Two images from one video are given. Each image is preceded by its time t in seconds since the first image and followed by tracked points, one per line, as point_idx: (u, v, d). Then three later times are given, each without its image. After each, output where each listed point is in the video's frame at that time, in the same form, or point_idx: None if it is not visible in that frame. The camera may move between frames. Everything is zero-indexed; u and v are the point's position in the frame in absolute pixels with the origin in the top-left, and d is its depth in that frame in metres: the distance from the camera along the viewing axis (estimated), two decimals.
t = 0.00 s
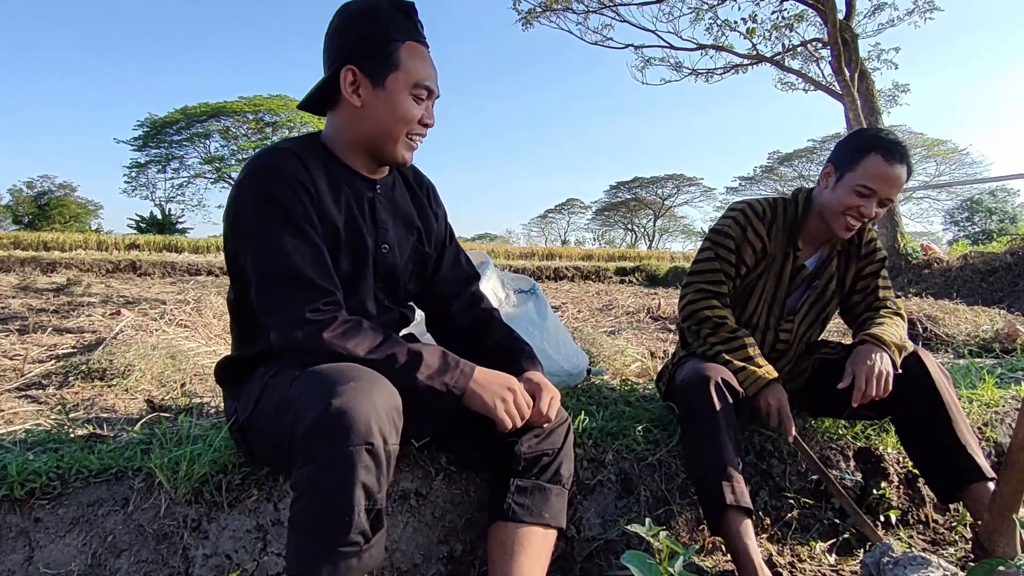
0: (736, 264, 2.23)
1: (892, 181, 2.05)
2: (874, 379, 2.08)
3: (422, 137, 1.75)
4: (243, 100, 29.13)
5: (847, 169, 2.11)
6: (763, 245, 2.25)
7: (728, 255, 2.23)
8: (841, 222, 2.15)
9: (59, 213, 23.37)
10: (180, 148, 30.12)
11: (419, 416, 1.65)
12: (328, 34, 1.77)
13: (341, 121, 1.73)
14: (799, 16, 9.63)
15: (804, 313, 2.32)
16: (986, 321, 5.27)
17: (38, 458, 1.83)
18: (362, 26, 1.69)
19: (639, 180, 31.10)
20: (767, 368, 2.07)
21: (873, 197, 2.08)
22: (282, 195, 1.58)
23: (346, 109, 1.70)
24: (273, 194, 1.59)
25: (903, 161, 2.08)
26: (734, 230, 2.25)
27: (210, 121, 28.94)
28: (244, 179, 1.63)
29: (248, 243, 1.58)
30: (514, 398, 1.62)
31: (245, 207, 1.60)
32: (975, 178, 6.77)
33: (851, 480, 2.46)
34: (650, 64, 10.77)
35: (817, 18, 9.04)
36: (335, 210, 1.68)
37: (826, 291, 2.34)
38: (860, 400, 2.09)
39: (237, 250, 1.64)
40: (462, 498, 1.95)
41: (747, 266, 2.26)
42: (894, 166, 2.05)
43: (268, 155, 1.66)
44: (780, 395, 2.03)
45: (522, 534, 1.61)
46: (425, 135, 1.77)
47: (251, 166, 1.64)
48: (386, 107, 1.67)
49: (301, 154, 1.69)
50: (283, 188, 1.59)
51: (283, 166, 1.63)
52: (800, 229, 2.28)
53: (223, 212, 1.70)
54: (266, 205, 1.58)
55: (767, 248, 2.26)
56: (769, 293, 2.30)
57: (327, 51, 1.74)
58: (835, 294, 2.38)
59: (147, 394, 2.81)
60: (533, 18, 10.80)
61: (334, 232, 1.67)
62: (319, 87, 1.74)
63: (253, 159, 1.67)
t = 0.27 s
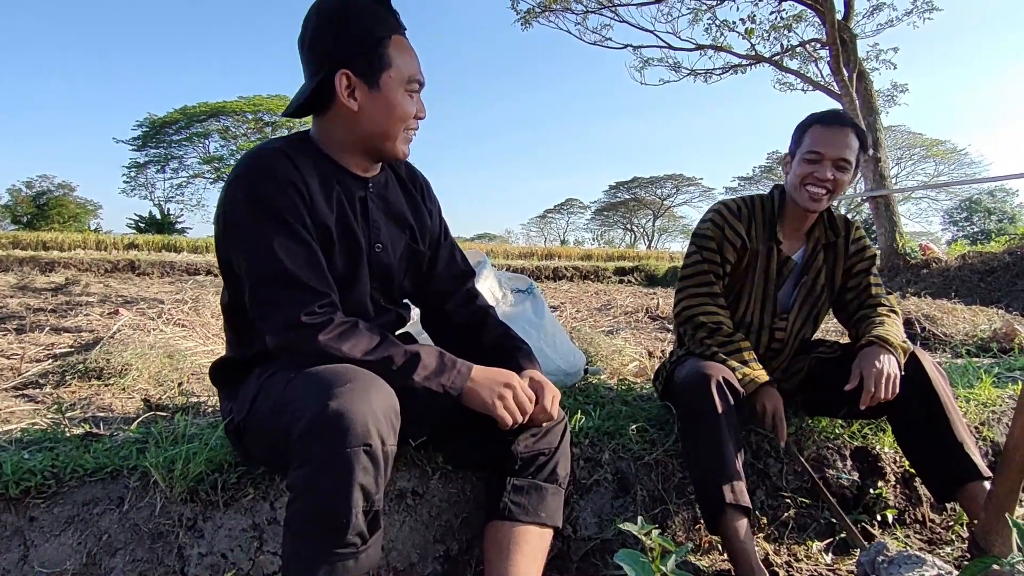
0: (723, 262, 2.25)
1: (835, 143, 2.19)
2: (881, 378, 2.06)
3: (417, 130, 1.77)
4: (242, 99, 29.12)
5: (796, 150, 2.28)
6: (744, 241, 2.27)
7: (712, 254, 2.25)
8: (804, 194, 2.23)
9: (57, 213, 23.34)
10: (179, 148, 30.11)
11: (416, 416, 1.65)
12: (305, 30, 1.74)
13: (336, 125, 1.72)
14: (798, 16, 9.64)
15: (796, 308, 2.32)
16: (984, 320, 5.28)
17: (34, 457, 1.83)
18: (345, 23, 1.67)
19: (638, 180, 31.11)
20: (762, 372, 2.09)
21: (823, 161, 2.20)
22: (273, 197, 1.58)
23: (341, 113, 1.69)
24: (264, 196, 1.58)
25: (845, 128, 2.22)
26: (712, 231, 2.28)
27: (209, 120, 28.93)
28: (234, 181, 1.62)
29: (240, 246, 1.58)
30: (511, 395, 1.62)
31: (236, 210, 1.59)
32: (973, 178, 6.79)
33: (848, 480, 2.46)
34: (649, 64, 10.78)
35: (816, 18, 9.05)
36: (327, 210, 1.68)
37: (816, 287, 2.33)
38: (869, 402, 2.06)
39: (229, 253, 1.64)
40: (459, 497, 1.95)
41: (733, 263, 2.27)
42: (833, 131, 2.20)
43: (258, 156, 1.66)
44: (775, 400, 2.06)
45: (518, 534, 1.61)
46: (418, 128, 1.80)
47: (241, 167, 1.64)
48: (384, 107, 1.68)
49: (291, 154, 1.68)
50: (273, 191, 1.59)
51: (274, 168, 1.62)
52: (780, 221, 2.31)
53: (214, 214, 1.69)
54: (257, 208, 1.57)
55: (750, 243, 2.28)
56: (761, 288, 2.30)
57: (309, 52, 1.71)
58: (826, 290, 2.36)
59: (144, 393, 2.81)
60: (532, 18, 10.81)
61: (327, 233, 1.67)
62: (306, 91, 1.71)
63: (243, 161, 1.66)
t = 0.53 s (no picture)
0: (705, 260, 2.29)
1: (777, 128, 2.29)
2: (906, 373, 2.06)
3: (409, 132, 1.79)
4: (238, 100, 29.07)
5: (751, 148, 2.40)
6: (723, 239, 2.32)
7: (694, 254, 2.30)
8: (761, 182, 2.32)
9: (52, 214, 23.26)
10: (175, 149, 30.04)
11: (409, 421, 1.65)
12: (291, 33, 1.73)
13: (328, 131, 1.71)
14: (793, 17, 9.66)
15: (783, 303, 2.34)
16: (979, 321, 5.29)
17: (26, 463, 1.83)
18: (333, 26, 1.66)
19: (635, 180, 31.14)
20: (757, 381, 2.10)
21: (769, 147, 2.30)
22: (263, 202, 1.58)
23: (335, 120, 1.69)
24: (254, 201, 1.58)
25: (790, 115, 2.32)
26: (689, 233, 2.35)
27: (205, 121, 28.86)
28: (224, 186, 1.62)
29: (231, 251, 1.57)
30: (508, 391, 1.61)
31: (226, 215, 1.59)
32: (968, 178, 6.81)
33: (842, 483, 2.46)
34: (645, 64, 10.80)
35: (811, 19, 9.07)
36: (319, 214, 1.68)
37: (800, 280, 2.35)
38: (894, 398, 2.04)
39: (220, 257, 1.64)
40: (453, 501, 1.95)
41: (716, 261, 2.31)
42: (777, 121, 2.32)
43: (248, 160, 1.65)
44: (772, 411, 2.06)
45: (512, 538, 1.61)
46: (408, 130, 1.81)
47: (231, 173, 1.63)
48: (378, 113, 1.68)
49: (282, 158, 1.68)
50: (263, 195, 1.59)
51: (264, 172, 1.62)
52: (754, 217, 2.36)
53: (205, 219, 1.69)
54: (248, 213, 1.57)
55: (728, 239, 2.33)
56: (746, 283, 2.32)
57: (297, 57, 1.70)
58: (811, 283, 2.37)
59: (138, 397, 2.80)
60: (528, 18, 10.81)
61: (318, 237, 1.66)
62: (296, 98, 1.69)
63: (233, 166, 1.66)
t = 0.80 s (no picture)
0: (695, 265, 2.31)
1: (756, 130, 2.30)
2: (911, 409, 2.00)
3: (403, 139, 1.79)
4: (233, 103, 29.02)
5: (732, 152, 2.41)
6: (710, 243, 2.33)
7: (683, 260, 2.32)
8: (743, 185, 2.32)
9: (46, 218, 23.16)
10: (170, 152, 29.97)
11: (403, 430, 1.64)
12: (283, 40, 1.72)
13: (322, 138, 1.70)
14: (788, 20, 9.69)
15: (772, 305, 2.35)
16: (972, 324, 5.31)
17: (17, 474, 1.83)
18: (325, 34, 1.66)
19: (630, 183, 31.19)
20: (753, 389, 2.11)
21: (749, 149, 2.30)
22: (256, 211, 1.57)
23: (330, 128, 1.68)
24: (247, 210, 1.57)
25: (769, 117, 2.33)
26: (676, 239, 2.37)
27: (200, 124, 28.80)
28: (217, 195, 1.61)
29: (224, 260, 1.57)
30: (501, 405, 1.60)
31: (219, 225, 1.59)
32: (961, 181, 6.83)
33: (838, 488, 2.46)
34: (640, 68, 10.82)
35: (805, 22, 9.10)
36: (312, 222, 1.67)
37: (787, 282, 2.36)
38: (900, 434, 2.00)
39: (213, 267, 1.63)
40: (449, 510, 1.96)
41: (705, 265, 2.33)
42: (755, 125, 2.33)
43: (239, 169, 1.64)
44: (769, 421, 2.07)
45: (508, 548, 1.60)
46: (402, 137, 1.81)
47: (223, 182, 1.63)
48: (373, 120, 1.68)
49: (275, 167, 1.67)
50: (256, 204, 1.58)
51: (257, 181, 1.61)
52: (740, 219, 2.37)
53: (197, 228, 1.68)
54: (241, 223, 1.56)
55: (716, 243, 2.34)
56: (736, 287, 2.33)
57: (290, 64, 1.69)
58: (798, 285, 2.39)
59: (132, 405, 2.78)
60: (523, 21, 10.82)
61: (312, 245, 1.66)
62: (290, 106, 1.68)
63: (225, 174, 1.65)
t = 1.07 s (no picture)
0: (692, 273, 2.31)
1: (750, 138, 2.29)
2: (907, 412, 1.99)
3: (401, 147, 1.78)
4: (231, 108, 29.01)
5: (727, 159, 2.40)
6: (706, 250, 2.33)
7: (680, 267, 2.32)
8: (739, 193, 2.31)
9: (43, 224, 23.10)
10: (167, 157, 29.94)
11: (402, 442, 1.63)
12: (280, 49, 1.71)
13: (320, 147, 1.69)
14: (785, 25, 9.72)
15: (770, 312, 2.34)
16: (970, 328, 5.31)
17: (12, 488, 1.82)
18: (322, 43, 1.65)
19: (628, 187, 31.21)
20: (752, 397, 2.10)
21: (744, 157, 2.30)
22: (253, 223, 1.56)
23: (327, 136, 1.67)
24: (243, 221, 1.56)
25: (763, 123, 2.31)
26: (672, 247, 2.37)
27: (197, 129, 28.78)
28: (213, 206, 1.60)
29: (221, 272, 1.56)
30: (500, 416, 1.59)
31: (216, 236, 1.57)
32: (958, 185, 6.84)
33: (837, 494, 2.45)
34: (638, 72, 10.84)
35: (803, 27, 9.12)
36: (310, 233, 1.66)
37: (784, 290, 2.35)
38: (897, 437, 1.99)
39: (210, 279, 1.62)
40: (448, 520, 1.94)
41: (702, 272, 2.33)
42: (750, 131, 2.32)
43: (236, 179, 1.63)
44: (770, 429, 2.06)
45: (508, 558, 1.59)
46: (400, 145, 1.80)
47: (219, 193, 1.62)
48: (371, 129, 1.67)
49: (271, 177, 1.66)
50: (253, 216, 1.57)
51: (254, 191, 1.60)
52: (735, 226, 2.37)
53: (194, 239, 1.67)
54: (238, 234, 1.55)
55: (712, 251, 2.34)
56: (732, 295, 2.33)
57: (287, 73, 1.68)
58: (794, 291, 2.38)
59: (129, 414, 2.77)
60: (522, 26, 10.84)
61: (310, 256, 1.65)
62: (287, 114, 1.67)
63: (221, 185, 1.64)
